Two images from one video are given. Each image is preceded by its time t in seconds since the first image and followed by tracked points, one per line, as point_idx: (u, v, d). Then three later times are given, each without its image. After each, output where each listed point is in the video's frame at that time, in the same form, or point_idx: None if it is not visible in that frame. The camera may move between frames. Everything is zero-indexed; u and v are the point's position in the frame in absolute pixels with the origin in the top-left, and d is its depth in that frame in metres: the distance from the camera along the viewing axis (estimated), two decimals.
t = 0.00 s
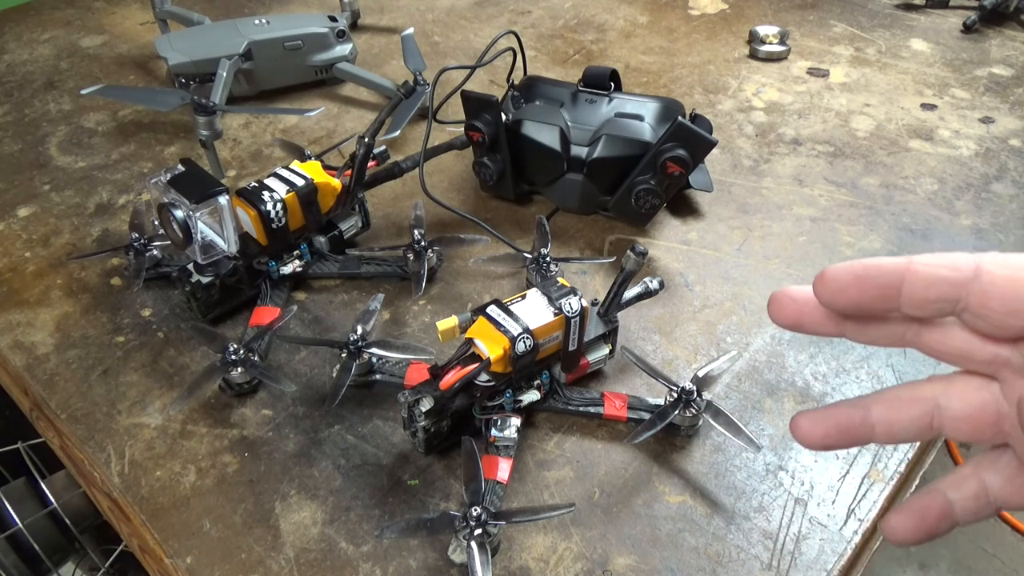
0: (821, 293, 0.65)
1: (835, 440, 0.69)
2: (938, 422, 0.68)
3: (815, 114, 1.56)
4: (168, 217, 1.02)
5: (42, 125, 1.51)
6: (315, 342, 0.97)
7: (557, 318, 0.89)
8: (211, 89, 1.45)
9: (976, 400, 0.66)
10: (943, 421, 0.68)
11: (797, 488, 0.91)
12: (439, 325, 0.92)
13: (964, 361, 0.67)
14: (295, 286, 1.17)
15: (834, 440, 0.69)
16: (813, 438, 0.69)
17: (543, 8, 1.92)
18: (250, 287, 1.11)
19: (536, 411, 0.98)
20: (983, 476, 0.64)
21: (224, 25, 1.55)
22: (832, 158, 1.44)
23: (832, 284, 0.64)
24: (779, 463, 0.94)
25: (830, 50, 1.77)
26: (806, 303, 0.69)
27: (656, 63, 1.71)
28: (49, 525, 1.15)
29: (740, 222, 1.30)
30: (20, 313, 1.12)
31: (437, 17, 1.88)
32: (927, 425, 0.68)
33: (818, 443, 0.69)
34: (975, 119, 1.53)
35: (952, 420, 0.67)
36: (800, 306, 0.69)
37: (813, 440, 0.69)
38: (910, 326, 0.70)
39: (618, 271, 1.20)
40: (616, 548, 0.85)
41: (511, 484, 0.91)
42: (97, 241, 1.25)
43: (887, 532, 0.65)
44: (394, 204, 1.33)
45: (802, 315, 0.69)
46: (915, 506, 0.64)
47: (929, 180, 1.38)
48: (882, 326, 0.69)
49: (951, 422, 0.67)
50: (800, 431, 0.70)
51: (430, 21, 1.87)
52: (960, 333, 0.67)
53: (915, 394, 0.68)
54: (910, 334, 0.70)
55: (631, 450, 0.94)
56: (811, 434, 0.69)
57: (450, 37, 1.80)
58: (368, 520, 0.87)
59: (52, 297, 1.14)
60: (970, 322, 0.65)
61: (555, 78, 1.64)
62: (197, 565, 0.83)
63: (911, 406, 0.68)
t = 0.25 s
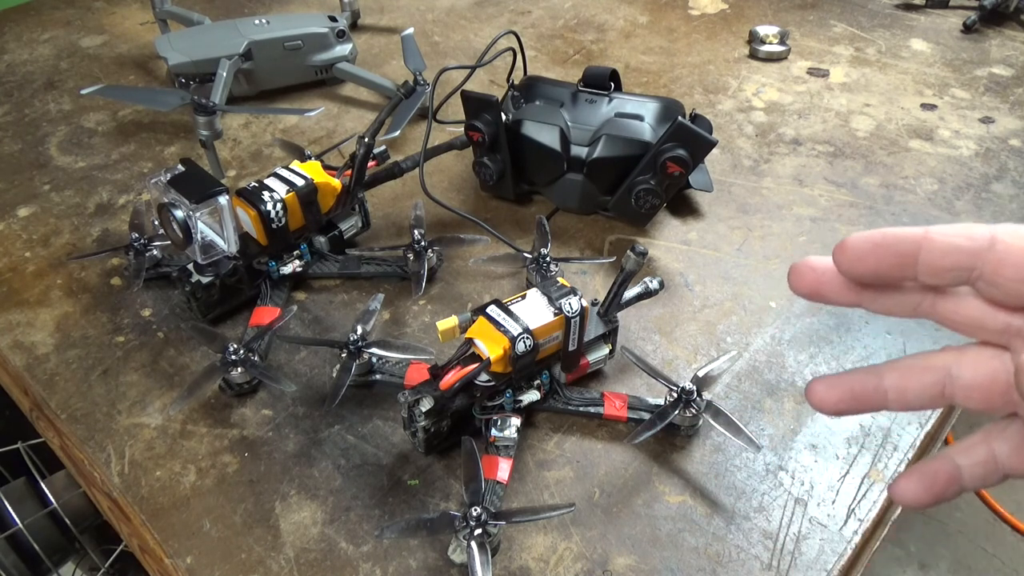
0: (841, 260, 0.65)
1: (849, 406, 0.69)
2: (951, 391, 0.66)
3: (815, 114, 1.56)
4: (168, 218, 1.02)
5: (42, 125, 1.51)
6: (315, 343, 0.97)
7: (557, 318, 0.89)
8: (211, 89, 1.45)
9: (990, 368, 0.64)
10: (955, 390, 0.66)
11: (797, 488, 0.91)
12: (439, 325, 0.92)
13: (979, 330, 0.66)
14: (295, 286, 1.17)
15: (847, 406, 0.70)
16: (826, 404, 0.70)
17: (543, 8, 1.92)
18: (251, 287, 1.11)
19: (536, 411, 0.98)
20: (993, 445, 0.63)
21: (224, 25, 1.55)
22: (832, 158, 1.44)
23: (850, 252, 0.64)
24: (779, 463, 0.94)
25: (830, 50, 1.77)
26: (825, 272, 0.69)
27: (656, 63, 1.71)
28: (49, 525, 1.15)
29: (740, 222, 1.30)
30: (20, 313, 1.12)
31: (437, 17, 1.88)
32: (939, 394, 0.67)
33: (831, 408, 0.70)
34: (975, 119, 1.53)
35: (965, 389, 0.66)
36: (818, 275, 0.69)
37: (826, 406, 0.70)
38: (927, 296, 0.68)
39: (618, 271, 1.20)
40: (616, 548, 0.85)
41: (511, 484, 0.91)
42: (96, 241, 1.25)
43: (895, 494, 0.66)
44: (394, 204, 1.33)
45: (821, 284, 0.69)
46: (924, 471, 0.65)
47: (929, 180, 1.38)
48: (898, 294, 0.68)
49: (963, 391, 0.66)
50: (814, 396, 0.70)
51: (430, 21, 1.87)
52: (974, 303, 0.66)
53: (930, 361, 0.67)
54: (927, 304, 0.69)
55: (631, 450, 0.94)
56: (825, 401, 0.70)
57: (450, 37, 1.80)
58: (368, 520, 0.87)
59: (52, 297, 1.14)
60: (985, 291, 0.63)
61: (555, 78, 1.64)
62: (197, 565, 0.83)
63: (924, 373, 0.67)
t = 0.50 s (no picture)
0: (863, 238, 0.64)
1: (870, 378, 0.68)
2: (971, 361, 0.66)
3: (815, 114, 1.56)
4: (168, 218, 1.02)
5: (42, 125, 1.51)
6: (315, 342, 0.97)
7: (557, 318, 0.89)
8: (211, 89, 1.45)
9: (1015, 340, 0.64)
10: (978, 361, 0.65)
11: (797, 488, 0.91)
12: (439, 325, 0.92)
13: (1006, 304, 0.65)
14: (295, 286, 1.17)
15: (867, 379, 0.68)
16: (847, 374, 0.68)
17: (543, 8, 1.92)
18: (251, 287, 1.11)
19: (536, 411, 0.98)
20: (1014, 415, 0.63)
21: (224, 25, 1.55)
22: (832, 158, 1.44)
23: (872, 229, 0.63)
24: (779, 463, 0.94)
25: (830, 50, 1.77)
26: (847, 241, 0.68)
27: (656, 63, 1.71)
28: (50, 525, 1.15)
29: (740, 222, 1.30)
30: (20, 313, 1.12)
31: (437, 17, 1.88)
32: (961, 365, 0.66)
33: (852, 379, 0.69)
34: (975, 119, 1.53)
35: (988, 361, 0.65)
36: (840, 244, 0.68)
37: (848, 376, 0.68)
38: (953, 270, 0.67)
39: (618, 271, 1.20)
40: (616, 548, 0.85)
41: (511, 484, 0.91)
42: (96, 241, 1.25)
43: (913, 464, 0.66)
44: (394, 204, 1.33)
45: (843, 254, 0.68)
46: (945, 440, 0.65)
47: (929, 180, 1.38)
48: (924, 266, 0.67)
49: (985, 362, 0.65)
50: (833, 365, 0.69)
51: (430, 21, 1.87)
52: (1001, 280, 0.65)
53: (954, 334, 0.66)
54: (953, 277, 0.68)
55: (631, 450, 0.94)
56: (846, 371, 0.68)
57: (450, 37, 1.80)
58: (368, 520, 0.87)
59: (52, 297, 1.14)
60: (1014, 271, 0.62)
61: (555, 78, 1.64)
62: (197, 565, 0.83)
63: (945, 345, 0.66)
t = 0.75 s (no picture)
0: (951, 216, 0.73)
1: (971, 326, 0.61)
2: None
3: (815, 114, 1.56)
4: (168, 218, 1.02)
5: (42, 125, 1.51)
6: (315, 343, 0.97)
7: (557, 318, 0.89)
8: (211, 89, 1.45)
9: None
10: None
11: (797, 488, 0.91)
12: (439, 325, 0.92)
13: None
14: (295, 286, 1.17)
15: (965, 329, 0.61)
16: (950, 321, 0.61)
17: (543, 8, 1.92)
18: (250, 287, 1.11)
19: (536, 411, 0.98)
20: None
21: (224, 25, 1.55)
22: (832, 158, 1.44)
23: (957, 210, 0.72)
24: (779, 463, 0.94)
25: (830, 50, 1.77)
26: (979, 201, 0.70)
27: (656, 63, 1.71)
28: (50, 525, 1.15)
29: (740, 222, 1.30)
30: (20, 313, 1.12)
31: (437, 17, 1.88)
32: None
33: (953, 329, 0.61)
34: (975, 119, 1.53)
35: None
36: (974, 208, 0.71)
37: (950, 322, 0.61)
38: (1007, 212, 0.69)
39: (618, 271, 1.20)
40: (616, 548, 0.85)
41: (511, 484, 0.91)
42: (96, 241, 1.25)
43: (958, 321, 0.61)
44: (394, 204, 1.33)
45: (978, 218, 0.70)
46: None
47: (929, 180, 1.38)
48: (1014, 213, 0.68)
49: None
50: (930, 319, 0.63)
51: (430, 20, 1.87)
52: None
53: None
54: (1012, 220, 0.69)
55: (631, 450, 0.94)
56: (944, 319, 0.61)
57: (450, 37, 1.80)
58: (368, 520, 0.87)
59: (53, 297, 1.14)
60: None
61: (555, 78, 1.64)
62: (197, 565, 0.83)
63: None
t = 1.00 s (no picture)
0: None
1: None
2: None
3: (815, 114, 1.56)
4: (168, 218, 1.02)
5: (42, 125, 1.51)
6: (315, 342, 0.97)
7: (557, 318, 0.89)
8: (211, 89, 1.45)
9: None
10: None
11: (797, 488, 0.91)
12: (439, 325, 0.92)
13: None
14: (295, 286, 1.17)
15: None
16: None
17: (543, 8, 1.92)
18: (250, 287, 1.11)
19: (536, 411, 0.98)
20: None
21: (224, 25, 1.55)
22: (832, 158, 1.44)
23: None
24: (779, 463, 0.94)
25: (830, 50, 1.77)
26: None
27: (656, 63, 1.71)
28: (50, 525, 1.15)
29: (740, 222, 1.30)
30: (20, 313, 1.12)
31: (437, 17, 1.88)
32: None
33: None
34: (975, 119, 1.53)
35: None
36: None
37: None
38: None
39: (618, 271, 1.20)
40: (616, 548, 0.85)
41: (511, 484, 0.91)
42: (97, 241, 1.25)
43: None
44: (394, 204, 1.33)
45: None
46: None
47: (929, 180, 1.38)
48: None
49: None
50: None
51: (430, 20, 1.87)
52: None
53: None
54: None
55: (631, 450, 0.94)
56: None
57: (450, 37, 1.80)
58: (368, 520, 0.87)
59: (52, 297, 1.14)
60: None
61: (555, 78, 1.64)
62: (197, 565, 0.83)
63: None
